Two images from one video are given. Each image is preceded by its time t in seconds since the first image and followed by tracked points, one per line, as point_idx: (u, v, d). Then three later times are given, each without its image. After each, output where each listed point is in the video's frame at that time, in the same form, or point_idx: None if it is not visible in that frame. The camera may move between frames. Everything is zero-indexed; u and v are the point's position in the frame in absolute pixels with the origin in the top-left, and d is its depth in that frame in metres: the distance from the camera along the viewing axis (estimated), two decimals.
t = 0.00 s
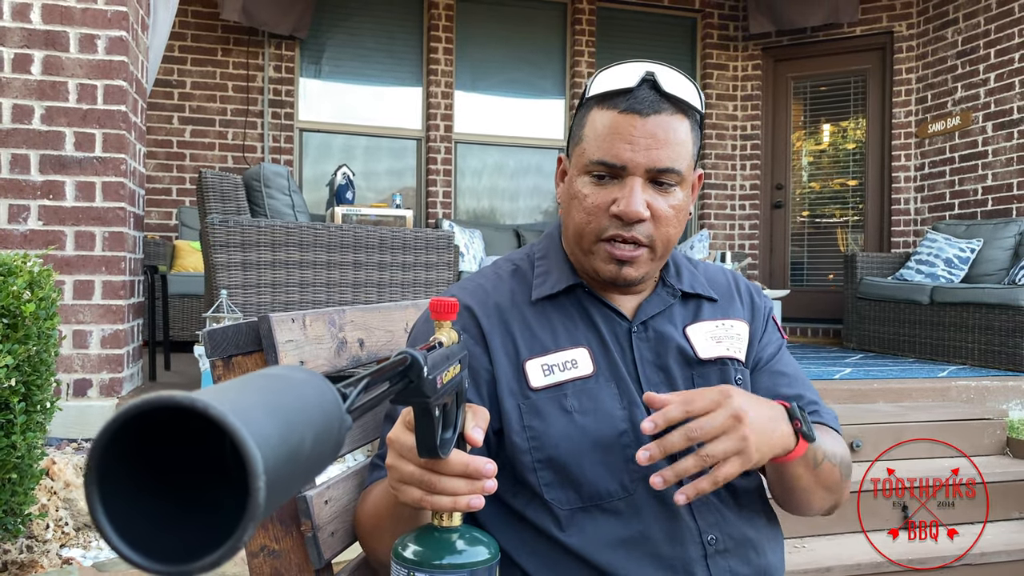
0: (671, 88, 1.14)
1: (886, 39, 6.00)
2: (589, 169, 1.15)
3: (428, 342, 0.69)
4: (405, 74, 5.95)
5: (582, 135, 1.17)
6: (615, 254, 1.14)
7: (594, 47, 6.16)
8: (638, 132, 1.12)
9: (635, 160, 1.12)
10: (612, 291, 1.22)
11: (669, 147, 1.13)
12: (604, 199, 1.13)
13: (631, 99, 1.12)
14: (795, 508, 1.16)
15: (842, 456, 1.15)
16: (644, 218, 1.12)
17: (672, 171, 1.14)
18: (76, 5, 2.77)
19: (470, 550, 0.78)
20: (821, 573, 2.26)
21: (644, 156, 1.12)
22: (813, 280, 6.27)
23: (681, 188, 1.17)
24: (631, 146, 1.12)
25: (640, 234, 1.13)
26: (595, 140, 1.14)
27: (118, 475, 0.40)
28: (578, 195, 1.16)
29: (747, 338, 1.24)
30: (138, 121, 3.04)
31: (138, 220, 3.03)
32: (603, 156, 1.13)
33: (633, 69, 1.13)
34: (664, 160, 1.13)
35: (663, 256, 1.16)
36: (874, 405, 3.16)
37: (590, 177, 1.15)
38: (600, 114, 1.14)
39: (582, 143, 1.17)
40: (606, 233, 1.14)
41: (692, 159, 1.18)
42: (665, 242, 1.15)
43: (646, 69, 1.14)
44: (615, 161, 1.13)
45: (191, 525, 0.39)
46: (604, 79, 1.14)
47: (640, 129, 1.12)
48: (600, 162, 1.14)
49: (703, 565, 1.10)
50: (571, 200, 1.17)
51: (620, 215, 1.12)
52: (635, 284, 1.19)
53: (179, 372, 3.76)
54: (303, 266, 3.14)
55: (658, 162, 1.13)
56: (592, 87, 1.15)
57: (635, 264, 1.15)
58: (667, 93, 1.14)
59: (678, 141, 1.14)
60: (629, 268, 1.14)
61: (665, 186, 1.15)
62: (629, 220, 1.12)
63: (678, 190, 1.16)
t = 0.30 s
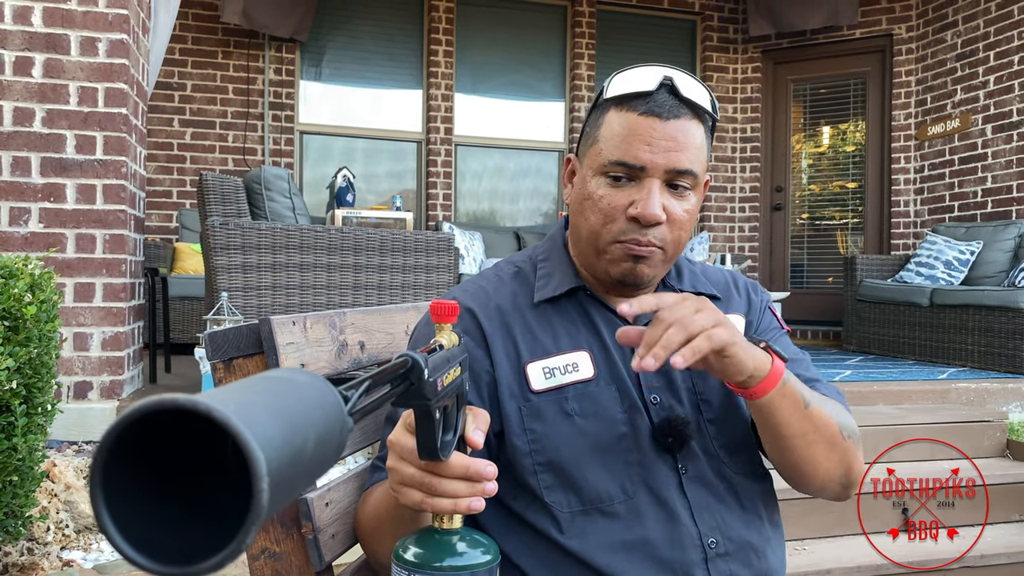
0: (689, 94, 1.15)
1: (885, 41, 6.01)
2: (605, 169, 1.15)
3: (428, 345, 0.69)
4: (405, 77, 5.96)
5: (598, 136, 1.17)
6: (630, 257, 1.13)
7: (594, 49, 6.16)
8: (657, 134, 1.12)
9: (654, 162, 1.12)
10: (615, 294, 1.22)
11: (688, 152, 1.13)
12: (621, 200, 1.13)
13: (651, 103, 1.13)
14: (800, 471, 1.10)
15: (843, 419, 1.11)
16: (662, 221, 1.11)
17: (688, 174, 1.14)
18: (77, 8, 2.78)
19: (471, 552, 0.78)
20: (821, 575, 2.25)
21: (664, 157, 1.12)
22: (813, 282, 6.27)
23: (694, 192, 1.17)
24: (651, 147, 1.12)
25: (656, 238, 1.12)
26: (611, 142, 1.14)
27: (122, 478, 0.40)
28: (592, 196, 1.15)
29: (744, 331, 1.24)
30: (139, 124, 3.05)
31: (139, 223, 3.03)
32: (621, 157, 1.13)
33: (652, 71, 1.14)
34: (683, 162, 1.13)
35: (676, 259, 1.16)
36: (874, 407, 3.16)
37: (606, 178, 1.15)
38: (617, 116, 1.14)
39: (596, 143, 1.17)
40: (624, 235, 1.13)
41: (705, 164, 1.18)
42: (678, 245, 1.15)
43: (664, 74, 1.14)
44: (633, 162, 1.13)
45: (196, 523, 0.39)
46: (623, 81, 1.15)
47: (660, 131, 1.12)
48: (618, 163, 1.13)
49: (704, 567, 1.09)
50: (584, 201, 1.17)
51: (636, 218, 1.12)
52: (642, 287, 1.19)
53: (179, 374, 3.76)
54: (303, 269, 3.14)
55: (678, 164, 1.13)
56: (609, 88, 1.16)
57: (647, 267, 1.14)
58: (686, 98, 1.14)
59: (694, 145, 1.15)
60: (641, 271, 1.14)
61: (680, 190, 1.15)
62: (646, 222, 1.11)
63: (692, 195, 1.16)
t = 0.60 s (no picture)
0: (687, 92, 1.15)
1: (885, 42, 6.01)
2: (603, 169, 1.15)
3: (429, 343, 0.70)
4: (406, 77, 5.96)
5: (595, 136, 1.17)
6: (627, 253, 1.14)
7: (594, 50, 6.16)
8: (654, 133, 1.12)
9: (652, 160, 1.13)
10: (616, 293, 1.22)
11: (684, 148, 1.13)
12: (620, 198, 1.13)
13: (648, 101, 1.13)
14: (788, 498, 1.11)
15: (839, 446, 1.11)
16: (661, 219, 1.11)
17: (686, 172, 1.14)
18: (78, 9, 2.78)
19: (471, 551, 0.78)
20: (820, 575, 2.25)
21: (661, 155, 1.12)
22: (814, 283, 6.27)
23: (693, 189, 1.17)
24: (648, 145, 1.12)
25: (656, 234, 1.12)
26: (609, 141, 1.14)
27: (128, 475, 0.40)
28: (591, 195, 1.16)
29: (744, 337, 1.23)
30: (140, 124, 3.05)
31: (139, 223, 3.04)
32: (618, 156, 1.14)
33: (650, 71, 1.14)
34: (681, 160, 1.13)
35: (675, 256, 1.16)
36: (874, 407, 3.16)
37: (604, 177, 1.15)
38: (613, 116, 1.14)
39: (595, 143, 1.17)
40: (619, 233, 1.14)
41: (704, 162, 1.18)
42: (678, 242, 1.15)
43: (659, 72, 1.14)
44: (630, 160, 1.13)
45: (200, 521, 0.39)
46: (619, 80, 1.14)
47: (656, 130, 1.12)
48: (616, 162, 1.14)
49: (703, 567, 1.10)
50: (583, 201, 1.17)
51: (635, 216, 1.12)
52: (643, 285, 1.19)
53: (180, 374, 3.76)
54: (303, 269, 3.15)
55: (675, 162, 1.13)
56: (606, 88, 1.16)
57: (648, 262, 1.14)
58: (682, 96, 1.14)
59: (691, 142, 1.15)
60: (642, 266, 1.14)
61: (678, 187, 1.15)
62: (645, 221, 1.11)
63: (691, 192, 1.16)
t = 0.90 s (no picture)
0: (682, 93, 1.15)
1: (886, 43, 6.01)
2: (600, 173, 1.15)
3: (429, 343, 0.70)
4: (406, 78, 5.96)
5: (593, 138, 1.16)
6: (626, 258, 1.14)
7: (594, 51, 6.16)
8: (650, 136, 1.12)
9: (648, 164, 1.12)
10: (618, 294, 1.22)
11: (682, 152, 1.14)
12: (617, 203, 1.13)
13: (644, 104, 1.13)
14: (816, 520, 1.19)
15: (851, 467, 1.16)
16: (658, 222, 1.12)
17: (684, 175, 1.14)
18: (79, 10, 2.78)
19: (472, 552, 0.78)
20: None
21: (658, 159, 1.12)
22: (814, 284, 6.27)
23: (690, 191, 1.17)
24: (644, 150, 1.12)
25: (652, 238, 1.13)
26: (606, 146, 1.14)
27: (128, 474, 0.40)
28: (590, 199, 1.15)
29: (751, 346, 1.25)
30: (140, 125, 3.05)
31: (140, 224, 3.04)
32: (615, 161, 1.13)
33: (645, 73, 1.14)
34: (677, 164, 1.13)
35: (673, 259, 1.16)
36: (874, 408, 3.16)
37: (603, 181, 1.15)
38: (611, 119, 1.14)
39: (592, 147, 1.16)
40: (618, 237, 1.14)
41: (701, 163, 1.18)
42: (676, 245, 1.16)
43: (657, 75, 1.14)
44: (628, 165, 1.13)
45: (201, 520, 0.39)
46: (617, 83, 1.14)
47: (653, 133, 1.12)
48: (614, 167, 1.13)
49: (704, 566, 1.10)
50: (583, 205, 1.17)
51: (634, 220, 1.12)
52: (643, 287, 1.19)
53: (180, 375, 3.76)
54: (303, 270, 3.15)
55: (671, 166, 1.13)
56: (604, 91, 1.15)
57: (645, 267, 1.15)
58: (679, 98, 1.14)
59: (687, 145, 1.15)
60: (640, 271, 1.15)
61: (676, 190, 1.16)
62: (643, 224, 1.12)
63: (688, 194, 1.16)
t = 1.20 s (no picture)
0: (673, 95, 1.14)
1: (887, 43, 6.01)
2: (601, 179, 1.15)
3: (431, 345, 0.70)
4: (406, 79, 5.96)
5: (592, 148, 1.17)
6: (635, 257, 1.14)
7: (595, 52, 6.17)
8: (644, 141, 1.12)
9: (644, 167, 1.13)
10: (629, 293, 1.22)
11: (678, 152, 1.13)
12: (618, 206, 1.14)
13: (635, 111, 1.13)
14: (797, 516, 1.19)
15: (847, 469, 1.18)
16: (660, 222, 1.12)
17: (682, 173, 1.14)
18: (80, 11, 2.78)
19: (473, 552, 0.78)
20: None
21: (653, 161, 1.13)
22: (814, 285, 6.27)
23: (692, 189, 1.17)
24: (640, 154, 1.13)
25: (657, 237, 1.14)
26: (606, 151, 1.14)
27: (133, 479, 0.40)
28: (593, 206, 1.16)
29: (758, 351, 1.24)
30: (142, 126, 3.05)
31: (141, 226, 3.04)
32: (613, 165, 1.14)
33: (631, 82, 1.14)
34: (673, 164, 1.13)
35: (680, 257, 1.16)
36: (875, 409, 3.16)
37: (604, 187, 1.15)
38: (608, 126, 1.14)
39: (591, 155, 1.17)
40: (623, 238, 1.14)
41: (700, 161, 1.18)
42: (682, 243, 1.16)
43: (646, 81, 1.14)
44: (625, 169, 1.13)
45: (205, 523, 0.40)
46: (609, 94, 1.15)
47: (647, 137, 1.12)
48: (613, 172, 1.14)
49: (713, 559, 1.10)
50: (588, 210, 1.17)
51: (635, 221, 1.12)
52: (653, 286, 1.19)
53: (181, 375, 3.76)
54: (304, 271, 3.15)
55: (668, 167, 1.13)
56: (597, 101, 1.16)
57: (655, 264, 1.15)
58: (669, 100, 1.14)
59: (685, 145, 1.14)
60: (650, 267, 1.15)
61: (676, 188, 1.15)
62: (644, 225, 1.12)
63: (690, 191, 1.16)
